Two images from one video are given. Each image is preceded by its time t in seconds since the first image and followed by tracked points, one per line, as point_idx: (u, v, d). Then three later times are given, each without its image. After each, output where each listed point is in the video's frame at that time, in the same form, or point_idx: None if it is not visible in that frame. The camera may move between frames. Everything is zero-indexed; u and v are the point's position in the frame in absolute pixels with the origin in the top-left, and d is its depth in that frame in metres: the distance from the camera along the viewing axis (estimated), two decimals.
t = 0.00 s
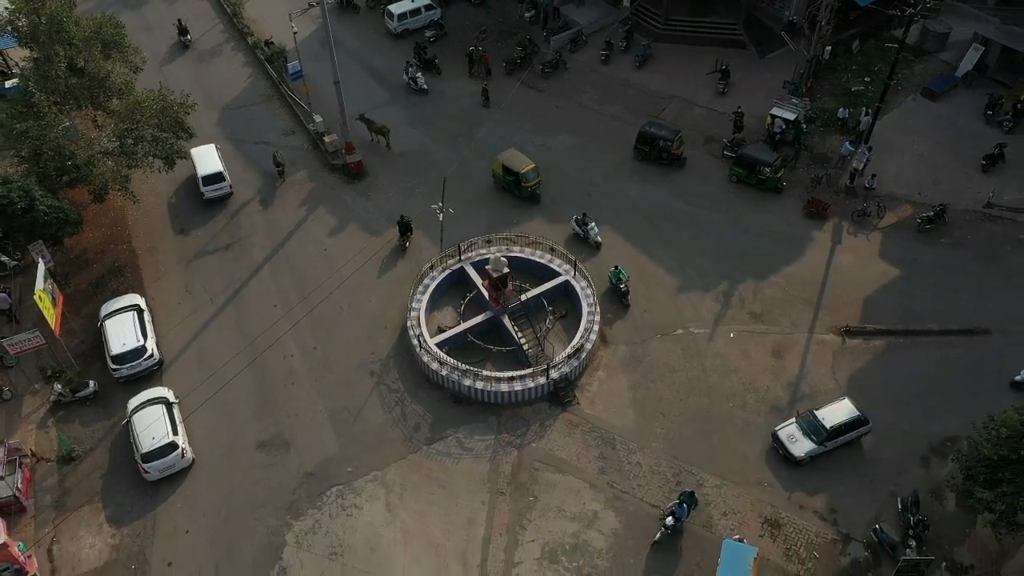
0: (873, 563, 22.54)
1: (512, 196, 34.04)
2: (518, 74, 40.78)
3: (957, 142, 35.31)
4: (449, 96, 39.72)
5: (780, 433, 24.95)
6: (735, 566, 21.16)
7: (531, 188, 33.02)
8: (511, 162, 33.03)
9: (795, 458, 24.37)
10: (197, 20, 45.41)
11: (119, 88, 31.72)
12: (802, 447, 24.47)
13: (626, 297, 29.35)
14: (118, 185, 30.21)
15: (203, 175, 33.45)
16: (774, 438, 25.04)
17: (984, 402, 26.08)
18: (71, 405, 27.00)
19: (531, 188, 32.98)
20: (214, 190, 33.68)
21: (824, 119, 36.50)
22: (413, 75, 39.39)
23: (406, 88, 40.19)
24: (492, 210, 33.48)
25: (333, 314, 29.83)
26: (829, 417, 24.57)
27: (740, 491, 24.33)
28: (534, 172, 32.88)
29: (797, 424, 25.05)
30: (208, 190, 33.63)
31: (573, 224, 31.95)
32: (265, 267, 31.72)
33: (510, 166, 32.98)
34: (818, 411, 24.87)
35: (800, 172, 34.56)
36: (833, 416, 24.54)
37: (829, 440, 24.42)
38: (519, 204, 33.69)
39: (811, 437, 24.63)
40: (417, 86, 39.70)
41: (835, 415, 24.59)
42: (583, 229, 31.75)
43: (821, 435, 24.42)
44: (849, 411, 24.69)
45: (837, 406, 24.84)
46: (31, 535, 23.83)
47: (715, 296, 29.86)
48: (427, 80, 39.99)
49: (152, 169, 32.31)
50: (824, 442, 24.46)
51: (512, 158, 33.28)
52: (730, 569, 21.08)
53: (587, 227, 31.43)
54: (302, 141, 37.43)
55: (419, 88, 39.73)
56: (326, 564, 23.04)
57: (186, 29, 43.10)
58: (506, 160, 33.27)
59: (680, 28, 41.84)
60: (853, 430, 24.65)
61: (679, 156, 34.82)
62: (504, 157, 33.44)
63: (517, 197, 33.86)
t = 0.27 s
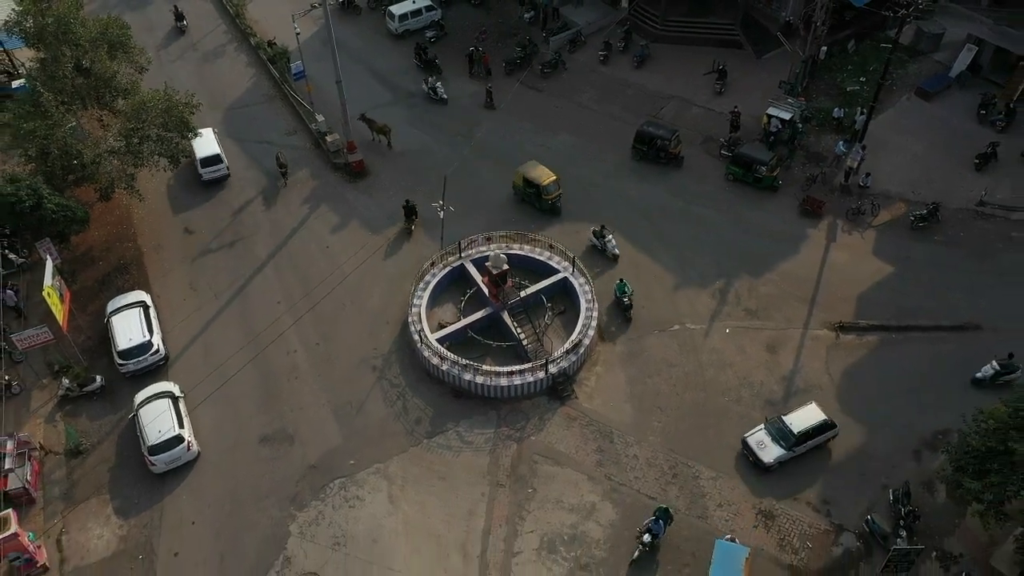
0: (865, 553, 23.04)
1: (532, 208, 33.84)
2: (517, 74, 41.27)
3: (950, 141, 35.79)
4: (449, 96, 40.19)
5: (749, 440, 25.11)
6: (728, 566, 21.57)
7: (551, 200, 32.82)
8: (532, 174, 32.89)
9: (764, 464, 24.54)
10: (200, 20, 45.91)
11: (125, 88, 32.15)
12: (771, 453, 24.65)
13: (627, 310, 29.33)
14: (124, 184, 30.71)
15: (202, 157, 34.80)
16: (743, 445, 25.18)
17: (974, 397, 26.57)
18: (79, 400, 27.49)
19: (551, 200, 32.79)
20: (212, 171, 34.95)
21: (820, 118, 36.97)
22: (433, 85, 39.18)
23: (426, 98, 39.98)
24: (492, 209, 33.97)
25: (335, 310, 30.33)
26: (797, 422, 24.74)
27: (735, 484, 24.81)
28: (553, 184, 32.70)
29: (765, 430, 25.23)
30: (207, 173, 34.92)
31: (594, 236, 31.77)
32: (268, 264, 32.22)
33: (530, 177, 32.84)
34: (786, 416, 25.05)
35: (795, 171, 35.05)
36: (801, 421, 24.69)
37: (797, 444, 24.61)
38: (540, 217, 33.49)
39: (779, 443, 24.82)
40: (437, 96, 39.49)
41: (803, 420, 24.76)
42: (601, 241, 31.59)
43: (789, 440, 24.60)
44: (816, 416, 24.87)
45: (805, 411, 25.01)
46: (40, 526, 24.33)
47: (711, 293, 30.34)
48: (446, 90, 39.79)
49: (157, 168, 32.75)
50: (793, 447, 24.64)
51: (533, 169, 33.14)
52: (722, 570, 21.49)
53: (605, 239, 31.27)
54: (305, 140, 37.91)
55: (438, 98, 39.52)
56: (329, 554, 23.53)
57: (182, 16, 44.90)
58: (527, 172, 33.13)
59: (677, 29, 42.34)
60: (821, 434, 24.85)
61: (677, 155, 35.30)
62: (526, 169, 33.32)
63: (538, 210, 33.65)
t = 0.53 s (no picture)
0: (856, 541, 23.65)
1: (551, 219, 33.83)
2: (517, 74, 41.85)
3: (942, 140, 36.36)
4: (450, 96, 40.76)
5: (719, 448, 25.26)
6: (718, 566, 22.00)
7: (571, 213, 32.79)
8: (552, 186, 32.81)
9: (735, 472, 24.71)
10: (204, 21, 46.51)
11: (131, 88, 32.89)
12: (741, 460, 24.84)
13: (628, 322, 29.26)
14: (131, 182, 31.43)
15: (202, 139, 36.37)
16: (713, 454, 25.34)
17: (964, 389, 27.14)
18: (87, 393, 28.09)
19: (571, 212, 32.75)
20: (210, 153, 36.59)
21: (815, 118, 37.55)
22: (455, 95, 39.08)
23: (446, 107, 39.84)
24: (492, 206, 34.56)
25: (338, 305, 30.93)
26: (764, 429, 25.00)
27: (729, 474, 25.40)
28: (574, 197, 32.61)
29: (734, 437, 25.40)
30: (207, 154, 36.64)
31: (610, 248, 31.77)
32: (272, 260, 32.82)
33: (550, 189, 32.76)
34: (753, 423, 25.26)
35: (790, 169, 35.63)
36: (769, 428, 24.95)
37: (766, 450, 24.88)
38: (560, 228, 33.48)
39: (748, 450, 25.03)
40: (459, 106, 39.36)
41: (770, 426, 25.01)
42: (617, 254, 31.60)
43: (758, 447, 24.83)
44: (784, 421, 25.16)
45: (772, 418, 25.26)
46: (51, 515, 24.94)
47: (706, 289, 30.93)
48: (468, 100, 39.68)
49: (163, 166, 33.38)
50: (761, 453, 24.91)
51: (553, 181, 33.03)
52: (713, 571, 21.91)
53: (621, 251, 31.31)
54: (307, 139, 38.50)
55: (460, 107, 39.40)
56: (333, 543, 24.13)
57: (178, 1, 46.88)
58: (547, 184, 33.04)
59: (675, 29, 42.91)
60: (788, 439, 25.12)
61: (673, 154, 35.88)
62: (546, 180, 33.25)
63: (557, 221, 33.66)
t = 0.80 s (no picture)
0: (846, 530, 24.25)
1: (565, 229, 33.82)
2: (517, 74, 42.42)
3: (935, 138, 36.92)
4: (450, 96, 41.32)
5: (693, 455, 25.40)
6: (710, 562, 22.32)
7: (587, 224, 32.79)
8: (568, 197, 32.77)
9: (711, 478, 24.84)
10: (208, 21, 47.09)
11: (137, 88, 33.30)
12: (715, 466, 25.02)
13: (626, 334, 29.31)
14: (137, 179, 31.96)
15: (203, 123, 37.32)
16: (688, 462, 25.46)
17: (954, 383, 27.72)
18: (95, 386, 28.66)
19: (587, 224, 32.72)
20: (209, 139, 37.73)
21: (809, 117, 38.12)
22: (474, 104, 39.11)
23: (464, 115, 39.86)
24: (492, 204, 35.14)
25: (340, 301, 31.52)
26: (736, 434, 25.34)
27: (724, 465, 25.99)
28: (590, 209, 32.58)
29: (707, 445, 25.61)
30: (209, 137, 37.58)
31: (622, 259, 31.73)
32: (276, 257, 33.41)
33: (566, 200, 32.71)
34: (725, 430, 25.57)
35: (785, 167, 36.22)
36: (741, 433, 25.31)
37: (739, 455, 25.15)
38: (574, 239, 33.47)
39: (722, 456, 25.25)
40: (477, 114, 39.39)
41: (743, 432, 25.37)
42: (628, 265, 31.60)
43: (731, 453, 25.10)
44: (755, 426, 25.56)
45: (743, 424, 25.61)
46: (61, 505, 25.54)
47: (702, 285, 31.52)
48: (486, 109, 39.69)
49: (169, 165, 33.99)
50: (735, 458, 25.16)
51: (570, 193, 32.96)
52: (705, 567, 22.20)
53: (631, 262, 31.37)
54: (310, 138, 39.08)
55: (478, 116, 39.42)
56: (337, 531, 24.73)
57: None
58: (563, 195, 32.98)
59: (672, 30, 43.51)
60: (760, 443, 25.48)
61: (670, 153, 36.46)
62: (562, 191, 33.16)
63: (571, 232, 33.63)
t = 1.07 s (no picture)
0: (836, 517, 24.95)
1: (579, 238, 33.95)
2: (516, 74, 43.12)
3: (927, 137, 37.60)
4: (451, 96, 42.01)
5: (668, 466, 25.55)
6: (700, 556, 22.97)
7: (600, 235, 32.89)
8: (581, 207, 32.89)
9: (686, 487, 25.08)
10: (212, 22, 47.81)
11: (143, 88, 34.06)
12: (691, 475, 25.24)
13: (623, 346, 29.45)
14: (144, 178, 32.64)
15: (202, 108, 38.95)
16: (663, 472, 25.64)
17: (942, 376, 28.42)
18: (104, 379, 29.37)
19: (600, 235, 32.82)
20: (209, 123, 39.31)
21: (803, 116, 38.82)
22: (495, 113, 39.16)
23: (485, 125, 39.88)
24: (492, 202, 35.85)
25: (343, 296, 32.22)
26: (709, 442, 25.61)
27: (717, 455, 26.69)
28: (604, 220, 32.64)
29: (680, 454, 25.81)
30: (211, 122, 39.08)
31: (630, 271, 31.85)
32: (280, 253, 34.11)
33: (580, 211, 32.82)
34: (698, 437, 25.81)
35: (779, 166, 36.91)
36: (713, 441, 25.58)
37: (713, 463, 25.44)
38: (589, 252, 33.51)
39: (696, 464, 25.50)
40: (499, 124, 39.41)
41: (715, 440, 25.64)
42: (636, 278, 31.67)
43: (705, 461, 25.37)
44: (726, 432, 25.85)
45: (714, 431, 25.87)
46: (72, 494, 26.24)
47: (697, 280, 32.21)
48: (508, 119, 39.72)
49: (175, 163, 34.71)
50: (709, 465, 25.44)
51: (585, 203, 33.04)
52: (696, 562, 22.86)
53: (638, 275, 31.42)
54: (313, 137, 39.78)
55: (500, 125, 39.42)
56: (341, 519, 25.44)
57: None
58: (578, 205, 33.07)
59: (669, 31, 44.25)
60: (731, 449, 25.82)
61: (667, 151, 37.16)
62: (577, 201, 33.24)
63: (585, 242, 33.74)
